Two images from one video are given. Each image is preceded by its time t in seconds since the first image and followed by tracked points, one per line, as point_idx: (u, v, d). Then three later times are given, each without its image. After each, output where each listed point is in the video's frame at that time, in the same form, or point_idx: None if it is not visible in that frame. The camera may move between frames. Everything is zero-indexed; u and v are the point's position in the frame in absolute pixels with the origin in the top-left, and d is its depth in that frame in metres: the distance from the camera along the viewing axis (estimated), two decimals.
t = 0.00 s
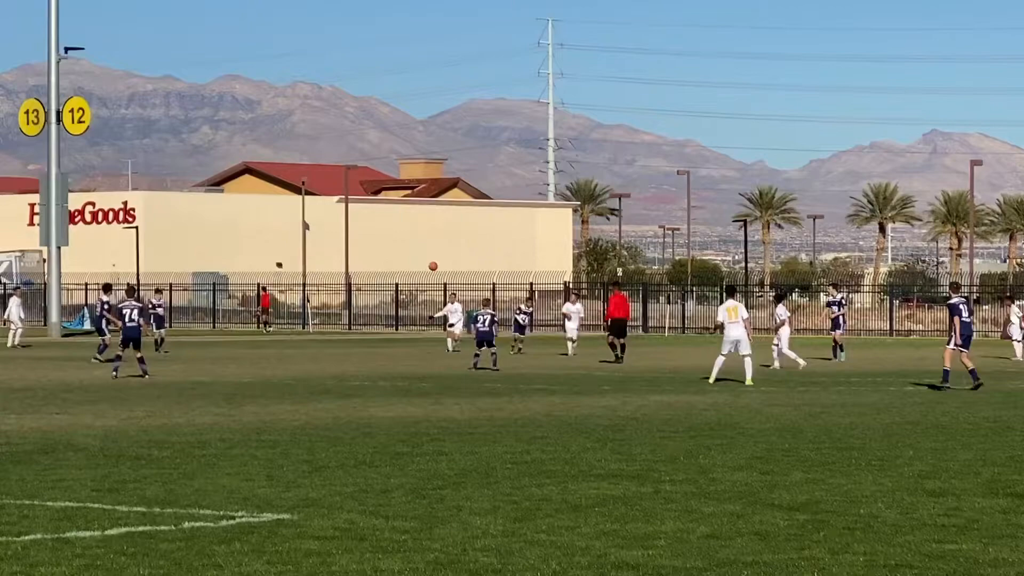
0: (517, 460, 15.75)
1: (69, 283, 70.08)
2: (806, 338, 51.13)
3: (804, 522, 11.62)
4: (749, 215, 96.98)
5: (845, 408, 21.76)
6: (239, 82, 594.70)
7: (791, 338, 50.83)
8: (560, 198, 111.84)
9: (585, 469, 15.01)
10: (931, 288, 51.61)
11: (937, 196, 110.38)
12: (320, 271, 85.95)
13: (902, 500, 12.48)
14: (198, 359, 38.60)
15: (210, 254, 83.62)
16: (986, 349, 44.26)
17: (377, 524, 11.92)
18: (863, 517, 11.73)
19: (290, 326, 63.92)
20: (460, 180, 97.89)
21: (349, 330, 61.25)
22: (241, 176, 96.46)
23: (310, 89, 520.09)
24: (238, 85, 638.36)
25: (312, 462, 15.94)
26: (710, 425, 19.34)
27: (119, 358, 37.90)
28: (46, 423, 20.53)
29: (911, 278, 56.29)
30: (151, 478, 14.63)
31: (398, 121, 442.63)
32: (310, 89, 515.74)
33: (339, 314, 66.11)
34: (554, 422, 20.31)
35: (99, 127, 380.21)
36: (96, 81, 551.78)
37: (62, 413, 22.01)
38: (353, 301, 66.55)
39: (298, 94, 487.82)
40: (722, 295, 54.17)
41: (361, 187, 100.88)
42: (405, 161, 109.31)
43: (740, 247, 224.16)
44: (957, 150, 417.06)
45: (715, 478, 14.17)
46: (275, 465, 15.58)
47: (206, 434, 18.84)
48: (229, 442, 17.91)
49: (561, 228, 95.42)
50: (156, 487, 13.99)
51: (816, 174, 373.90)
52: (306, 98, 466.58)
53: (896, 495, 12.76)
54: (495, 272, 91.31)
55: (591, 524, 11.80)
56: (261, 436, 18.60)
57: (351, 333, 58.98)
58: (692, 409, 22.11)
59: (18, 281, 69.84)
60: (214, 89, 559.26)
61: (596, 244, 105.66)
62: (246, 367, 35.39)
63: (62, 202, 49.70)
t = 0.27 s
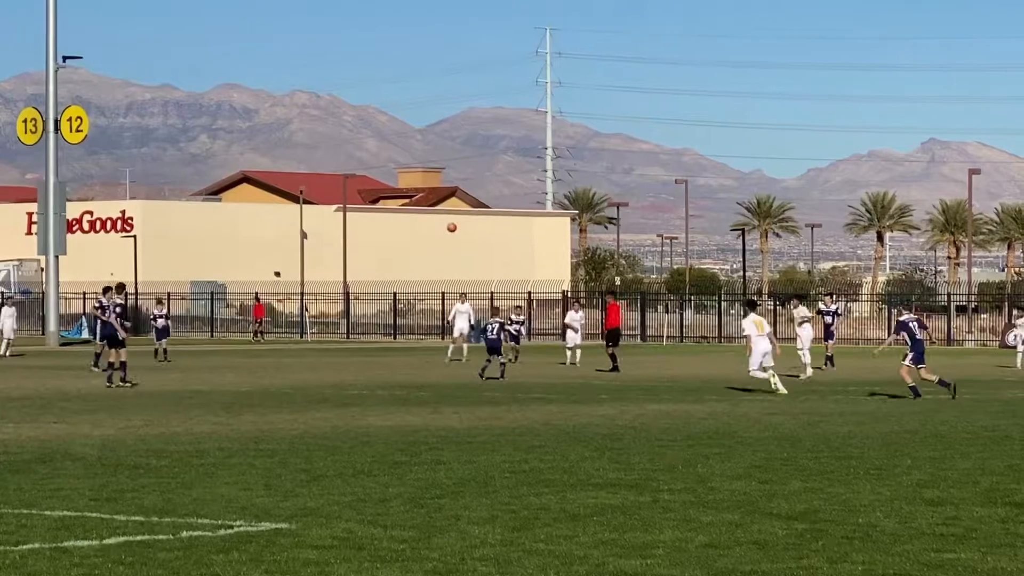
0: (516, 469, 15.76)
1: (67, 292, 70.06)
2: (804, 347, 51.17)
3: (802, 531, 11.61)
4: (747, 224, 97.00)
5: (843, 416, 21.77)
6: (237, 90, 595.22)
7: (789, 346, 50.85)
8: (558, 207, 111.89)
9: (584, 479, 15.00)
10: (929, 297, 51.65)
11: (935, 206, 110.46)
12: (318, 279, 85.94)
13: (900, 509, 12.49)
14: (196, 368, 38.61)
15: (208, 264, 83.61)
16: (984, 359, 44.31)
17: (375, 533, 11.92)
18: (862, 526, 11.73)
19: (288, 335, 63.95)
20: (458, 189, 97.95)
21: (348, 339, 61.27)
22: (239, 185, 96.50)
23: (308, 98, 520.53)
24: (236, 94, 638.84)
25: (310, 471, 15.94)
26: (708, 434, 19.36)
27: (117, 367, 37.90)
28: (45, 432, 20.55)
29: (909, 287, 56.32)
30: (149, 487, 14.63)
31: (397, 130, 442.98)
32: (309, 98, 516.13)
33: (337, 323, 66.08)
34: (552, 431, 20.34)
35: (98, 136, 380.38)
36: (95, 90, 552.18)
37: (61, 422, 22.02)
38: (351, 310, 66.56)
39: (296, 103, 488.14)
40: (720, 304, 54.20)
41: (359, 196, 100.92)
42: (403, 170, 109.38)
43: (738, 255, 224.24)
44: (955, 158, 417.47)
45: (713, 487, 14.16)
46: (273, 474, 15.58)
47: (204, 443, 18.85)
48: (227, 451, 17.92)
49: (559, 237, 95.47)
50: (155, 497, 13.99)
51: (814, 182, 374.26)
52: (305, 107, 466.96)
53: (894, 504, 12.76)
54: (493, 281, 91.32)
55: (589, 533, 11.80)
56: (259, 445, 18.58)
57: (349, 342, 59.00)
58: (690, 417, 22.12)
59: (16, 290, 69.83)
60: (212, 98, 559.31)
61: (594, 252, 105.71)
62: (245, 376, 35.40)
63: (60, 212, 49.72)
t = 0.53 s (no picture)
0: (515, 479, 15.75)
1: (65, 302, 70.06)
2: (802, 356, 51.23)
3: (800, 541, 11.63)
4: (746, 234, 97.08)
5: (842, 426, 21.84)
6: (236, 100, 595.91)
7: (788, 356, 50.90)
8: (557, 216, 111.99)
9: (583, 488, 15.02)
10: (928, 306, 51.68)
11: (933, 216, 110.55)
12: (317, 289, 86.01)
13: (899, 518, 12.49)
14: (195, 378, 38.63)
15: (207, 273, 83.67)
16: (983, 368, 44.33)
17: (373, 542, 11.92)
18: (860, 536, 11.74)
19: (287, 344, 63.99)
20: (457, 199, 98.08)
21: (346, 348, 61.31)
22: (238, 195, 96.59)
23: (307, 108, 521.02)
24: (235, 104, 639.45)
25: (310, 480, 15.96)
26: (707, 444, 19.39)
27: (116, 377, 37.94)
28: (45, 441, 20.59)
29: (908, 296, 56.39)
30: (148, 497, 14.64)
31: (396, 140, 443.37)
32: (307, 108, 516.60)
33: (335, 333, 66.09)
34: (551, 440, 20.39)
35: (97, 146, 380.64)
36: (94, 100, 552.70)
37: (61, 432, 22.06)
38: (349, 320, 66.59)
39: (295, 113, 488.28)
40: (718, 313, 54.29)
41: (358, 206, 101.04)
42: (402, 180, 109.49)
43: (736, 265, 224.34)
44: (954, 168, 417.83)
45: (712, 497, 14.18)
46: (273, 484, 15.59)
47: (203, 453, 18.88)
48: (227, 461, 17.95)
49: (558, 247, 95.50)
50: (154, 506, 13.99)
51: (813, 192, 374.64)
52: (304, 117, 467.37)
53: (893, 514, 12.77)
54: (492, 290, 91.35)
55: (588, 543, 11.79)
56: (258, 455, 18.58)
57: (348, 352, 59.04)
58: (689, 427, 22.18)
59: (15, 300, 69.84)
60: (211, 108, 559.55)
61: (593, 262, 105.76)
62: (244, 385, 35.45)
63: (59, 221, 49.76)
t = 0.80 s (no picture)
0: (510, 488, 15.74)
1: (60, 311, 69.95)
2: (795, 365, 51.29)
3: (794, 550, 11.63)
4: (741, 243, 97.14)
5: (836, 435, 21.89)
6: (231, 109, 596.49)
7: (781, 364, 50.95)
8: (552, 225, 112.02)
9: (577, 497, 15.00)
10: (923, 315, 51.74)
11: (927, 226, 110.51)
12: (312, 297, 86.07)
13: (893, 527, 12.50)
14: (191, 387, 38.62)
15: (203, 282, 83.65)
16: (977, 377, 44.42)
17: (368, 551, 11.90)
18: (856, 544, 11.73)
19: (281, 353, 63.96)
20: (452, 208, 98.13)
21: (342, 357, 61.29)
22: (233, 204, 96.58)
23: (302, 116, 521.33)
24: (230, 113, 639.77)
25: (305, 489, 15.93)
26: (702, 452, 19.40)
27: (111, 385, 37.91)
28: (39, 450, 20.59)
29: (902, 305, 56.44)
30: (144, 506, 14.62)
31: (391, 149, 443.71)
32: (303, 117, 516.96)
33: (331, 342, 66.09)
34: (545, 449, 20.40)
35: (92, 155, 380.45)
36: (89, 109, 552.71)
37: (56, 441, 22.06)
38: (344, 328, 66.57)
39: (290, 121, 488.35)
40: (713, 322, 54.32)
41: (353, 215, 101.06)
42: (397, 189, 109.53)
43: (731, 274, 224.45)
44: (949, 176, 418.59)
45: (707, 505, 14.17)
46: (268, 493, 15.56)
47: (199, 461, 18.87)
48: (223, 470, 17.94)
49: (553, 255, 95.52)
50: (149, 515, 13.98)
51: (807, 201, 375.08)
52: (299, 126, 467.69)
53: (888, 523, 12.77)
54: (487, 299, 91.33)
55: (583, 553, 11.78)
56: (253, 464, 18.56)
57: (343, 361, 59.03)
58: (683, 436, 22.23)
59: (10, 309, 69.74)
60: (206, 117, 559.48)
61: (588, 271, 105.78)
62: (240, 394, 35.41)
63: (54, 231, 49.74)
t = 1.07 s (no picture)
0: (496, 496, 15.69)
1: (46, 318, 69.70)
2: (782, 372, 51.33)
3: (781, 557, 11.62)
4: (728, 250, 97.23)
5: (823, 442, 21.89)
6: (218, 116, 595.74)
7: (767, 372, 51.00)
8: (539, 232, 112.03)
9: (564, 504, 14.97)
10: (909, 322, 51.84)
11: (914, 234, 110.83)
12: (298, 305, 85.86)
13: (880, 535, 12.50)
14: (176, 394, 38.47)
15: (189, 289, 83.41)
16: (964, 385, 44.50)
17: (355, 559, 11.88)
18: (842, 552, 11.73)
19: (268, 361, 63.83)
20: (439, 215, 98.09)
21: (328, 364, 61.16)
22: (219, 211, 96.41)
23: (289, 123, 520.93)
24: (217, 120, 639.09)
25: (292, 496, 15.87)
26: (688, 460, 19.37)
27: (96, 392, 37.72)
28: (24, 457, 20.47)
29: (889, 312, 56.51)
30: (130, 513, 14.55)
31: (378, 156, 443.62)
32: (290, 124, 516.59)
33: (318, 349, 66.00)
34: (532, 456, 20.35)
35: (78, 161, 379.49)
36: (75, 116, 551.39)
37: (41, 448, 21.93)
38: (331, 335, 66.47)
39: (277, 129, 487.62)
40: (700, 329, 54.36)
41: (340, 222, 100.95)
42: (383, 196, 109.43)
43: (718, 282, 224.74)
44: (935, 184, 419.76)
45: (694, 513, 14.15)
46: (255, 500, 15.49)
47: (185, 469, 18.78)
48: (209, 477, 17.86)
49: (539, 263, 95.63)
50: (135, 522, 13.91)
51: (794, 209, 375.86)
52: (286, 133, 467.32)
53: (874, 530, 12.77)
54: (473, 306, 91.29)
55: (569, 559, 11.76)
56: (239, 471, 18.50)
57: (330, 367, 58.89)
58: (670, 443, 22.18)
59: None
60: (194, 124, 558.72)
61: (575, 278, 105.78)
62: (226, 402, 35.29)
63: (40, 237, 49.57)
